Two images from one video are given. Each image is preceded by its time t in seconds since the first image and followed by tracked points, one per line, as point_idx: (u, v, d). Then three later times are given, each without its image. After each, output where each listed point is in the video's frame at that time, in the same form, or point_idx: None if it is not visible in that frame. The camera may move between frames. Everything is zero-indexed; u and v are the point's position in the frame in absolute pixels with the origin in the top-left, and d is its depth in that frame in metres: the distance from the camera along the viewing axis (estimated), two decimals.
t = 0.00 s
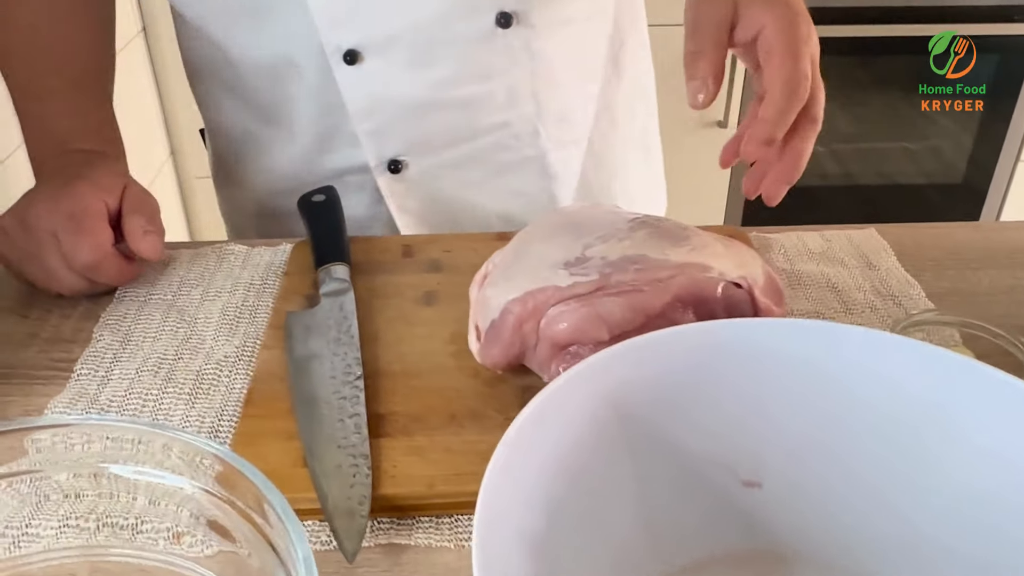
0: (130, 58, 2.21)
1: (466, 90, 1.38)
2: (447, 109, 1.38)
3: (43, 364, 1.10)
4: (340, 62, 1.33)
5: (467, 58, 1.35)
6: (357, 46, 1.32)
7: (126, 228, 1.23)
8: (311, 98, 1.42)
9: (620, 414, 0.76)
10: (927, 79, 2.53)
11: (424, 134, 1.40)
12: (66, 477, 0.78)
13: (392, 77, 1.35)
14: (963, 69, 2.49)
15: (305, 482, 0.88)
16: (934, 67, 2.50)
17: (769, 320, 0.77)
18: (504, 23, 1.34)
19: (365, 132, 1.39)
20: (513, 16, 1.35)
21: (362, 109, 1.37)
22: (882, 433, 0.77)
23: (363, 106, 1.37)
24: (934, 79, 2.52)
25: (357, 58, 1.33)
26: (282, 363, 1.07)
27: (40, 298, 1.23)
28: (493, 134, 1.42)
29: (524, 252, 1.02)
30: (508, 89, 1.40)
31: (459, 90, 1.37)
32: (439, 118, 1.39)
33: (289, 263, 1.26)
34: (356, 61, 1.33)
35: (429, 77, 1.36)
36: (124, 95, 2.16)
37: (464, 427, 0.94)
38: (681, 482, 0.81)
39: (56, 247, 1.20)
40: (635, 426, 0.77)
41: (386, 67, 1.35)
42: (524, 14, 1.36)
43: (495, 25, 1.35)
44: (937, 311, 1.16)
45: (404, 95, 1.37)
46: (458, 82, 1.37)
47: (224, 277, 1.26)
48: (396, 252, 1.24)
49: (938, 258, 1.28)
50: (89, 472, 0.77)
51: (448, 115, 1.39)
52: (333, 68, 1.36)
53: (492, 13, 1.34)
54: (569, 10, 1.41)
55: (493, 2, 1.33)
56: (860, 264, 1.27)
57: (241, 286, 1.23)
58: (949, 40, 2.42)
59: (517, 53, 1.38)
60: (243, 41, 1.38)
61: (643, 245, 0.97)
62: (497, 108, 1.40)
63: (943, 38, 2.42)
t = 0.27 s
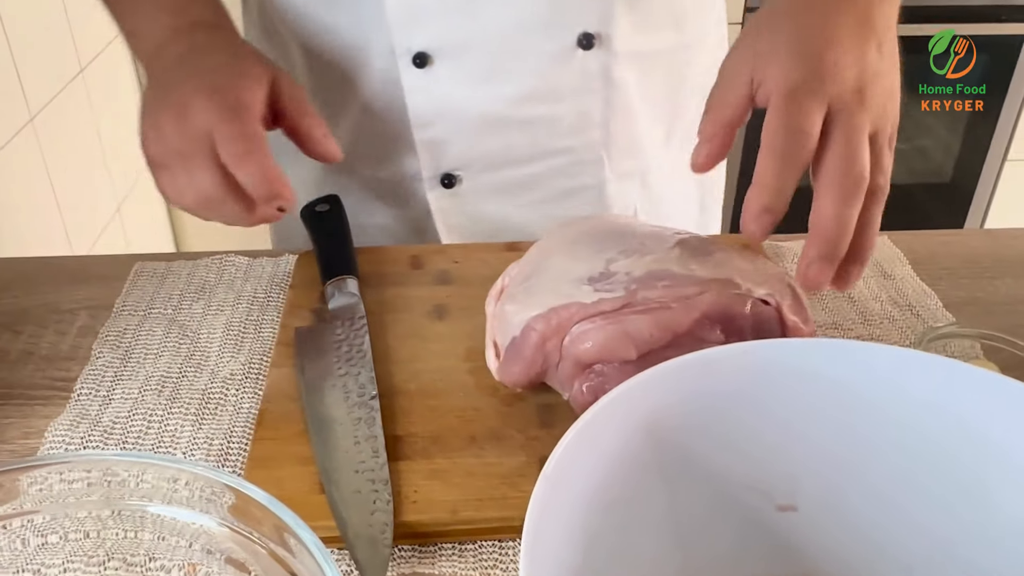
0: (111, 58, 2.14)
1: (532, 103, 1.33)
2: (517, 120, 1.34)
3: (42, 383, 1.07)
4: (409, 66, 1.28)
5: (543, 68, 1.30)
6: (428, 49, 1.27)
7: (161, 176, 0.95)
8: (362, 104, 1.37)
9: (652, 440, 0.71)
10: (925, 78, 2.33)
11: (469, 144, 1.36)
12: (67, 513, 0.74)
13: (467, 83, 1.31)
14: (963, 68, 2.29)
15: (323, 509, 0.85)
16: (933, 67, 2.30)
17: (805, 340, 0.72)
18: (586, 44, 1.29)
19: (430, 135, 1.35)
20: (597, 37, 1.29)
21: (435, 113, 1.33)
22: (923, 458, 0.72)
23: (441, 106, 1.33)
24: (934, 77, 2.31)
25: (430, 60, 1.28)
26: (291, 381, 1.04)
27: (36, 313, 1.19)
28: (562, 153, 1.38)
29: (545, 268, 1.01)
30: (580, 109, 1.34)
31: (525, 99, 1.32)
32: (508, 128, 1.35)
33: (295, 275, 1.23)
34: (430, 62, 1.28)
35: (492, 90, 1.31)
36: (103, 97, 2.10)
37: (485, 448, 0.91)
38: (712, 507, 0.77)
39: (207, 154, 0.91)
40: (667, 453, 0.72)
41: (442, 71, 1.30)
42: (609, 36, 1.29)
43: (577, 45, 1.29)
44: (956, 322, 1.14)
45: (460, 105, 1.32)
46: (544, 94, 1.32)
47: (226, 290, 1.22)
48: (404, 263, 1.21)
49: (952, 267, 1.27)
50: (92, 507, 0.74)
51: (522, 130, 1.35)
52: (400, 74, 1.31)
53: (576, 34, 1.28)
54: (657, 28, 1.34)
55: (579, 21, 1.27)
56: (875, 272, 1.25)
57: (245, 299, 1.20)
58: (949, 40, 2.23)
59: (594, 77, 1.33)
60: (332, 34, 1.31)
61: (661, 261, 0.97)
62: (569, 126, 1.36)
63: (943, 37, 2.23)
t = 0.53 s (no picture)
0: (98, 41, 2.11)
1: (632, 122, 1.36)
2: (575, 131, 1.36)
3: (28, 373, 1.04)
4: (496, 62, 1.30)
5: (611, 91, 1.32)
6: (517, 47, 1.28)
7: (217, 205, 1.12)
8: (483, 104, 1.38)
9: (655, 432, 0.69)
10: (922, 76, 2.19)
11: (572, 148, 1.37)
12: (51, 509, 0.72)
13: (540, 79, 1.31)
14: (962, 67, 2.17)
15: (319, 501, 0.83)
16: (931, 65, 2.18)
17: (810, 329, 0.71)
18: (672, 71, 1.31)
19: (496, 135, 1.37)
20: (684, 64, 1.31)
21: (501, 115, 1.35)
22: (928, 446, 0.70)
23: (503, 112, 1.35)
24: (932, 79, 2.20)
25: (516, 60, 1.29)
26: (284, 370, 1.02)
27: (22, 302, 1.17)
28: (621, 167, 1.40)
29: (543, 255, 1.01)
30: (652, 128, 1.36)
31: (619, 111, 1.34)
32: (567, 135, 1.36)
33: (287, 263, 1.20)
34: (517, 63, 1.30)
35: (584, 95, 1.32)
36: (89, 82, 2.06)
37: (482, 439, 0.90)
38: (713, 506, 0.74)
39: (250, 203, 1.08)
40: (670, 446, 0.70)
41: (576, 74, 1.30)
42: (696, 65, 1.32)
43: (663, 71, 1.31)
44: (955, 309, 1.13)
45: (559, 116, 1.34)
46: (601, 115, 1.34)
47: (216, 279, 1.20)
48: (398, 251, 1.19)
49: (950, 253, 1.26)
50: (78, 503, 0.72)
51: (590, 142, 1.37)
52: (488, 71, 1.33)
53: (663, 60, 1.31)
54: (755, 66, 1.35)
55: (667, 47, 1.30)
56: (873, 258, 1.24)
57: (235, 288, 1.18)
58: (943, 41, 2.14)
59: (671, 103, 1.35)
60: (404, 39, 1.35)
61: (662, 246, 0.99)
62: (628, 146, 1.38)
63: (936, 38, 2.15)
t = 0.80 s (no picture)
0: (82, 23, 2.05)
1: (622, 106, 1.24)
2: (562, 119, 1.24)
3: None
4: (475, 46, 1.18)
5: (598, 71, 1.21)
6: (496, 30, 1.17)
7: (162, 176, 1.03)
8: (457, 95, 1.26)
9: (648, 422, 0.65)
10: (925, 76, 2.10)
11: (550, 137, 1.25)
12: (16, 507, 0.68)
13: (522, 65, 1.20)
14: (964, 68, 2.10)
15: (298, 496, 0.79)
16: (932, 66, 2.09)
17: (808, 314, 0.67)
18: (660, 53, 1.20)
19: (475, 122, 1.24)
20: (673, 46, 1.20)
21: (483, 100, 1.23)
22: (930, 438, 0.67)
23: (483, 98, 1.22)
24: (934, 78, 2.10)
25: (495, 42, 1.18)
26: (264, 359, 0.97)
27: None
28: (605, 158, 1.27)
29: (539, 236, 0.95)
30: (639, 118, 1.25)
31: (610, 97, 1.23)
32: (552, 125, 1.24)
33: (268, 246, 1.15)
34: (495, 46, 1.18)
35: (569, 82, 1.21)
36: (72, 63, 2.01)
37: (471, 431, 0.86)
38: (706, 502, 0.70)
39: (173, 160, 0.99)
40: (662, 437, 0.66)
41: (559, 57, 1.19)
42: (685, 45, 1.20)
43: (651, 53, 1.20)
44: (958, 296, 1.10)
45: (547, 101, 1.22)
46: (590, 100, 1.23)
47: (195, 264, 1.16)
48: (384, 236, 1.15)
49: (952, 239, 1.22)
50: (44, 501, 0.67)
51: (580, 132, 1.25)
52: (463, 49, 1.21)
53: (650, 42, 1.19)
54: (737, 44, 1.25)
55: (655, 28, 1.18)
56: (873, 245, 1.20)
57: (215, 274, 1.14)
58: (948, 40, 2.05)
59: (662, 86, 1.23)
60: (368, 20, 1.23)
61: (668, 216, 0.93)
62: (617, 133, 1.26)
63: (943, 36, 2.04)
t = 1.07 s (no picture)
0: None
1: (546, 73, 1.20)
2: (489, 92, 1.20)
3: None
4: (401, 15, 1.13)
5: (538, 38, 1.17)
6: None
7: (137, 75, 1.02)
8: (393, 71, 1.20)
9: (638, 412, 0.61)
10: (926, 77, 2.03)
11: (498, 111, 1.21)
12: None
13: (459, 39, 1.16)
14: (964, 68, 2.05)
15: (271, 488, 0.75)
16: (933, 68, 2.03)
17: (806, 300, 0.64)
18: (598, 16, 1.16)
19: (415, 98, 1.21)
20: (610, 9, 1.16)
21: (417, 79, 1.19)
22: (937, 431, 0.63)
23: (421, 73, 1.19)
24: (934, 78, 2.04)
25: (425, 14, 1.13)
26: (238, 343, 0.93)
27: None
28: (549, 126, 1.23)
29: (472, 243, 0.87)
30: (579, 84, 1.21)
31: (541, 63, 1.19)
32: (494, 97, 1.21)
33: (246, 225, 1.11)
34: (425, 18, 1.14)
35: (499, 52, 1.17)
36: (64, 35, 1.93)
37: (452, 420, 0.83)
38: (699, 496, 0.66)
39: (165, 48, 0.97)
40: (653, 428, 0.63)
41: (489, 27, 1.15)
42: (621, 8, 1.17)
43: (590, 18, 1.16)
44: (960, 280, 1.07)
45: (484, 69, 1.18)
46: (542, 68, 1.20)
47: (171, 245, 1.12)
48: (366, 216, 1.11)
49: (955, 220, 1.18)
50: None
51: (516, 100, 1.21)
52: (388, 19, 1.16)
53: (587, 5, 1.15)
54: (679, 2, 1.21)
55: None
56: (872, 227, 1.17)
57: (191, 255, 1.10)
58: (949, 40, 1.98)
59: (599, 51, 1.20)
60: None
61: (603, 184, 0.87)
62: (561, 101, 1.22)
63: (943, 36, 1.97)
